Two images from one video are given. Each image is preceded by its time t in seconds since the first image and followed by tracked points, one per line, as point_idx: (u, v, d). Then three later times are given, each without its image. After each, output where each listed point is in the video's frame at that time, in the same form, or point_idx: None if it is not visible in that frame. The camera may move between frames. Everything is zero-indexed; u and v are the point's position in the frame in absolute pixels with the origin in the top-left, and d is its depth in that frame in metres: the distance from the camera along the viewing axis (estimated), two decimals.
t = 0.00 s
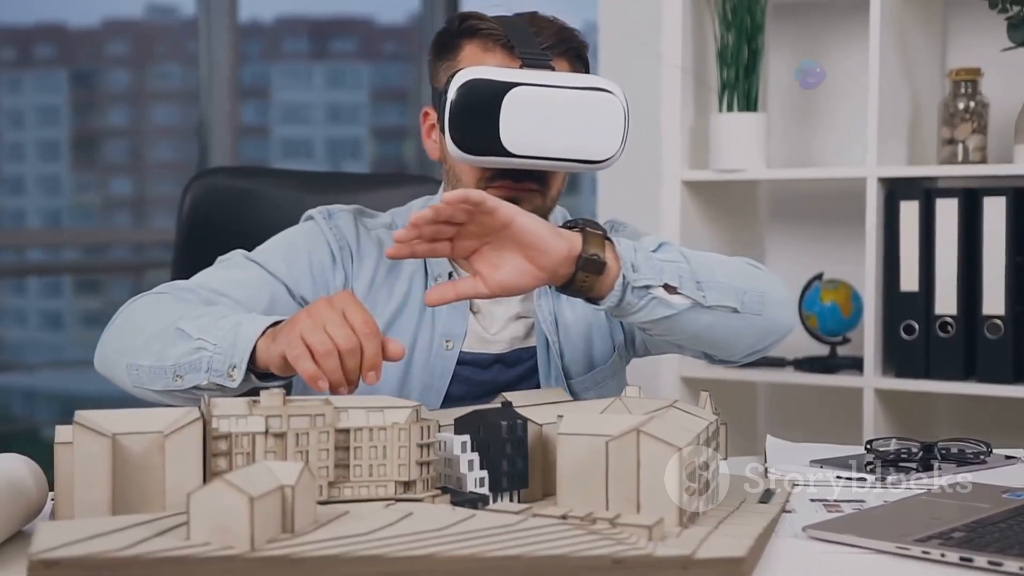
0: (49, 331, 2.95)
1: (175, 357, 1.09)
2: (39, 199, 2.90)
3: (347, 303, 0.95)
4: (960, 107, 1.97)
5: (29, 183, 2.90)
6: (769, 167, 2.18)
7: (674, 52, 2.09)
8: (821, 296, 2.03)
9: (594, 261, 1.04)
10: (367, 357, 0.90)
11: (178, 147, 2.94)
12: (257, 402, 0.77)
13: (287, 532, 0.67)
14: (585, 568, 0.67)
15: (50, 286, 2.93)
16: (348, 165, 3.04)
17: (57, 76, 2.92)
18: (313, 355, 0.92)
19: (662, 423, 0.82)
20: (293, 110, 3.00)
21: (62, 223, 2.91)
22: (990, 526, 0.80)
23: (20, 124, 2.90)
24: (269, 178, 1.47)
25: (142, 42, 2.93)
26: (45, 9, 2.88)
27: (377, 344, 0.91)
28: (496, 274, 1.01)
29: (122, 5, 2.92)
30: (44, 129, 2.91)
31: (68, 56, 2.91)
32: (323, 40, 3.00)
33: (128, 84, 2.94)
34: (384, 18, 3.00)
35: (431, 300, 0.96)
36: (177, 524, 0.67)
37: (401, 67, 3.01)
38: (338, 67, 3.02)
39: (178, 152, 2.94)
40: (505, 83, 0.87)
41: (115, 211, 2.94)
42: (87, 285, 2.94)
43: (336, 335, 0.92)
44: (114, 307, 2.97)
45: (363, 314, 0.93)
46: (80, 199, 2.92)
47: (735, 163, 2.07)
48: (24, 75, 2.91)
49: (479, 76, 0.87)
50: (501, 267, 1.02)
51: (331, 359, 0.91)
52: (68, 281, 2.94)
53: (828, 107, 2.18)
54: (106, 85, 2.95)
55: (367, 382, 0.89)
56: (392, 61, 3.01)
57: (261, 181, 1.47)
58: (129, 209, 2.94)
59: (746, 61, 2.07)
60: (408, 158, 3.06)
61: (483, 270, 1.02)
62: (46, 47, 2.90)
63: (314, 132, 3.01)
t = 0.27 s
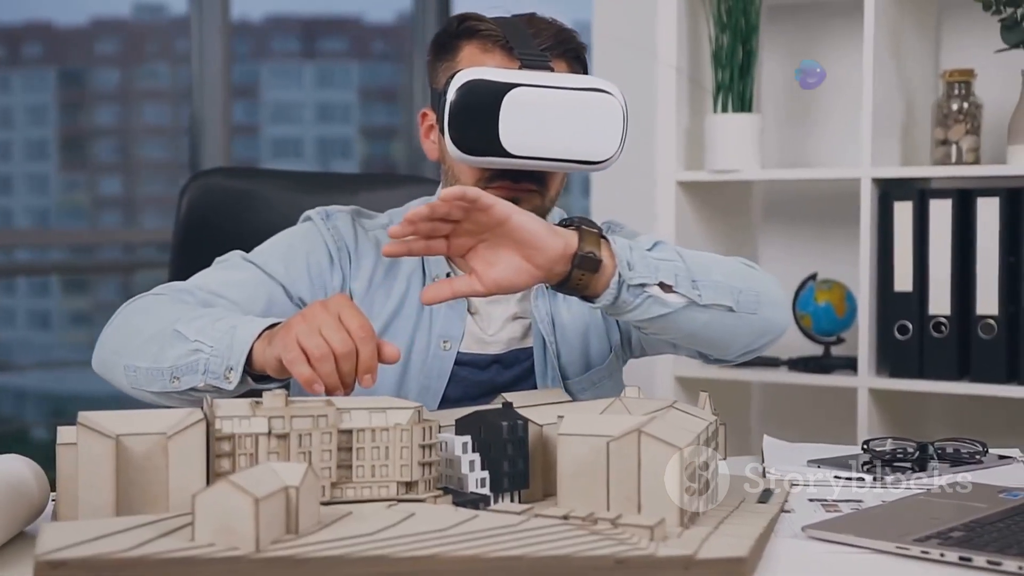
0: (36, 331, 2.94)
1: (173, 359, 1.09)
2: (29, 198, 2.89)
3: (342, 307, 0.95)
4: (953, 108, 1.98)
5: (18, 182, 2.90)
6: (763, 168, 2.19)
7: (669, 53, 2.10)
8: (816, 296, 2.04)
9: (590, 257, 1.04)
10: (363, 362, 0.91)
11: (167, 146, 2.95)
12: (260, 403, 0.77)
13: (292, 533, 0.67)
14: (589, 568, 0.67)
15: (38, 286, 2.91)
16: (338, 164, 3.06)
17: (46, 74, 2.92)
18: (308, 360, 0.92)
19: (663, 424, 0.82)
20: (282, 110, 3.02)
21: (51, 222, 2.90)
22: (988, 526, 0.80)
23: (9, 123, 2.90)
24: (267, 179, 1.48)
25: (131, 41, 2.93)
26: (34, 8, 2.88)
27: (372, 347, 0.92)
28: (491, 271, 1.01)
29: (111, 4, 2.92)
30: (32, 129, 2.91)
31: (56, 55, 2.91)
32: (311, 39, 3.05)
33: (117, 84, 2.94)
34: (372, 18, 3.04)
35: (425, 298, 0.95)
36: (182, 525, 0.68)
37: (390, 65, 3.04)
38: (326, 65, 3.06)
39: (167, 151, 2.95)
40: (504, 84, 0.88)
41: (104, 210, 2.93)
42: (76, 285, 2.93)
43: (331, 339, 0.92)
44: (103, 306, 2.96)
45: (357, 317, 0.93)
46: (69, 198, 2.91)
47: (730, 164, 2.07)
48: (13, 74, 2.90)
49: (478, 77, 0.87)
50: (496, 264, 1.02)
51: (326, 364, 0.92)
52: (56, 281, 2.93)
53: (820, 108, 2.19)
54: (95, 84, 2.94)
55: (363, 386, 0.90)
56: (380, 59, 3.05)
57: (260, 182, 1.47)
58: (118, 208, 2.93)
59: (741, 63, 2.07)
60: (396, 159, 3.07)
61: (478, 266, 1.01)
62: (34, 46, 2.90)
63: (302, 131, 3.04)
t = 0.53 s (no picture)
0: (25, 331, 2.93)
1: (171, 362, 1.09)
2: (17, 199, 2.89)
3: (344, 310, 0.96)
4: (947, 110, 1.99)
5: (6, 182, 2.89)
6: (758, 169, 2.19)
7: (663, 55, 2.11)
8: (810, 296, 2.05)
9: (611, 258, 1.05)
10: (363, 365, 0.91)
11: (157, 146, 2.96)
12: (263, 405, 0.77)
13: (297, 534, 0.67)
14: (592, 569, 0.68)
15: (27, 286, 2.90)
16: (327, 164, 3.06)
17: (33, 75, 2.91)
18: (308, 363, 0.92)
19: (664, 425, 0.83)
20: (270, 111, 3.02)
21: (39, 223, 2.89)
22: (987, 526, 0.81)
23: None
24: (265, 181, 1.48)
25: (119, 42, 2.93)
26: (23, 7, 2.87)
27: (372, 350, 0.92)
28: (514, 274, 1.03)
29: (99, 4, 2.91)
30: (19, 129, 2.90)
31: (44, 54, 2.91)
32: (301, 40, 3.03)
33: (105, 84, 2.93)
34: (360, 18, 3.06)
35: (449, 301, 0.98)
36: (188, 527, 0.68)
37: (379, 66, 3.07)
38: (316, 67, 3.05)
39: (156, 151, 2.95)
40: (504, 87, 0.88)
41: (92, 211, 2.93)
42: (65, 286, 2.92)
43: (331, 342, 0.92)
44: (92, 307, 2.96)
45: (357, 320, 0.94)
46: (57, 198, 2.90)
47: (724, 166, 2.08)
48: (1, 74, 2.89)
49: (478, 79, 0.87)
50: (519, 267, 1.04)
51: (326, 366, 0.92)
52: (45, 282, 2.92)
53: (813, 110, 2.20)
54: (83, 84, 2.94)
55: (363, 389, 0.90)
56: (369, 60, 3.07)
57: (257, 184, 1.47)
58: (107, 208, 2.93)
59: (736, 65, 2.08)
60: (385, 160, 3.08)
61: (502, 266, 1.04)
62: (22, 45, 2.89)
63: (293, 132, 3.04)
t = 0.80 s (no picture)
0: (12, 331, 2.92)
1: (169, 363, 1.09)
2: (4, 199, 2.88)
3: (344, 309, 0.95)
4: (940, 111, 2.00)
5: None
6: (752, 169, 2.20)
7: (657, 57, 2.11)
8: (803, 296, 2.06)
9: (672, 256, 1.10)
10: (362, 364, 0.91)
11: (144, 146, 2.95)
12: (265, 405, 0.78)
13: (301, 533, 0.67)
14: (595, 568, 0.68)
15: (13, 286, 2.89)
16: (315, 164, 3.08)
17: (20, 74, 2.90)
18: (309, 362, 0.92)
19: (664, 425, 0.83)
20: (258, 110, 3.02)
21: (24, 222, 2.88)
22: (985, 524, 0.82)
23: None
24: (262, 182, 1.48)
25: (107, 42, 2.93)
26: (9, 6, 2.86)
27: (372, 349, 0.92)
28: (579, 276, 1.05)
29: (86, 4, 2.91)
30: (6, 129, 2.89)
31: (30, 53, 2.90)
32: (289, 40, 3.06)
33: (93, 84, 2.93)
34: (349, 18, 3.07)
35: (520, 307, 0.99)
36: (192, 526, 0.68)
37: (367, 66, 3.09)
38: (304, 66, 3.07)
39: (142, 152, 2.95)
40: (501, 85, 0.88)
41: (79, 211, 2.93)
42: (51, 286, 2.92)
43: (331, 341, 0.92)
44: (79, 307, 2.96)
45: (356, 319, 0.94)
46: (44, 198, 2.90)
47: (717, 166, 2.09)
48: None
49: (473, 79, 0.88)
50: (584, 268, 1.06)
51: (328, 365, 0.92)
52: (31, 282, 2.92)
53: (805, 110, 2.21)
54: (70, 84, 2.93)
55: (363, 388, 0.90)
56: (358, 60, 3.09)
57: (254, 185, 1.48)
58: (94, 208, 2.93)
59: (730, 67, 2.08)
60: (372, 159, 3.11)
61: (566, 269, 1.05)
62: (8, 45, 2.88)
63: (280, 131, 3.05)
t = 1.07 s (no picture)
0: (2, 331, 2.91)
1: (170, 364, 1.09)
2: None
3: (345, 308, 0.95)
4: (935, 112, 2.00)
5: None
6: (747, 170, 2.21)
7: (653, 58, 2.12)
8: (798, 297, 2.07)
9: (737, 255, 1.14)
10: (365, 363, 0.92)
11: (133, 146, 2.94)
12: (271, 406, 0.78)
13: (308, 533, 0.68)
14: (600, 567, 0.69)
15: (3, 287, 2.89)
16: (304, 165, 3.08)
17: (9, 74, 2.89)
18: (314, 362, 0.93)
19: (667, 424, 0.84)
20: (248, 110, 3.00)
21: (13, 223, 2.88)
22: (985, 523, 0.82)
23: None
24: (260, 182, 1.48)
25: (95, 41, 2.92)
26: None
27: (374, 348, 0.92)
28: (657, 275, 1.07)
29: (74, 3, 2.90)
30: None
31: (19, 53, 2.89)
32: (279, 40, 3.04)
33: (83, 84, 2.92)
34: (339, 18, 3.07)
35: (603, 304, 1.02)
36: (199, 526, 0.68)
37: (357, 66, 3.08)
38: (293, 66, 3.06)
39: (132, 151, 2.92)
40: (500, 85, 0.88)
41: (68, 211, 2.92)
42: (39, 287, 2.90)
43: (334, 340, 0.92)
44: (68, 307, 2.95)
45: (358, 318, 0.94)
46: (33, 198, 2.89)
47: (713, 167, 2.10)
48: None
49: (473, 78, 0.88)
50: (663, 267, 1.08)
51: (332, 365, 0.92)
52: (20, 282, 2.91)
53: (798, 111, 2.22)
54: (59, 84, 2.92)
55: (366, 387, 0.91)
56: (349, 60, 3.08)
57: (252, 185, 1.48)
58: (82, 208, 2.92)
59: (725, 68, 2.09)
60: (361, 159, 3.10)
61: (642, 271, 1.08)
62: None
63: (270, 132, 3.04)
